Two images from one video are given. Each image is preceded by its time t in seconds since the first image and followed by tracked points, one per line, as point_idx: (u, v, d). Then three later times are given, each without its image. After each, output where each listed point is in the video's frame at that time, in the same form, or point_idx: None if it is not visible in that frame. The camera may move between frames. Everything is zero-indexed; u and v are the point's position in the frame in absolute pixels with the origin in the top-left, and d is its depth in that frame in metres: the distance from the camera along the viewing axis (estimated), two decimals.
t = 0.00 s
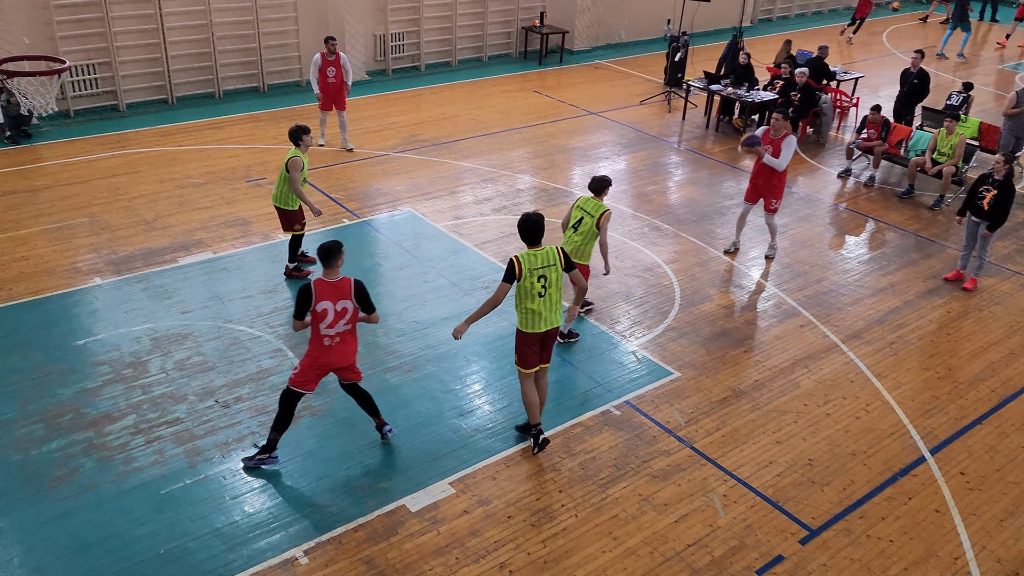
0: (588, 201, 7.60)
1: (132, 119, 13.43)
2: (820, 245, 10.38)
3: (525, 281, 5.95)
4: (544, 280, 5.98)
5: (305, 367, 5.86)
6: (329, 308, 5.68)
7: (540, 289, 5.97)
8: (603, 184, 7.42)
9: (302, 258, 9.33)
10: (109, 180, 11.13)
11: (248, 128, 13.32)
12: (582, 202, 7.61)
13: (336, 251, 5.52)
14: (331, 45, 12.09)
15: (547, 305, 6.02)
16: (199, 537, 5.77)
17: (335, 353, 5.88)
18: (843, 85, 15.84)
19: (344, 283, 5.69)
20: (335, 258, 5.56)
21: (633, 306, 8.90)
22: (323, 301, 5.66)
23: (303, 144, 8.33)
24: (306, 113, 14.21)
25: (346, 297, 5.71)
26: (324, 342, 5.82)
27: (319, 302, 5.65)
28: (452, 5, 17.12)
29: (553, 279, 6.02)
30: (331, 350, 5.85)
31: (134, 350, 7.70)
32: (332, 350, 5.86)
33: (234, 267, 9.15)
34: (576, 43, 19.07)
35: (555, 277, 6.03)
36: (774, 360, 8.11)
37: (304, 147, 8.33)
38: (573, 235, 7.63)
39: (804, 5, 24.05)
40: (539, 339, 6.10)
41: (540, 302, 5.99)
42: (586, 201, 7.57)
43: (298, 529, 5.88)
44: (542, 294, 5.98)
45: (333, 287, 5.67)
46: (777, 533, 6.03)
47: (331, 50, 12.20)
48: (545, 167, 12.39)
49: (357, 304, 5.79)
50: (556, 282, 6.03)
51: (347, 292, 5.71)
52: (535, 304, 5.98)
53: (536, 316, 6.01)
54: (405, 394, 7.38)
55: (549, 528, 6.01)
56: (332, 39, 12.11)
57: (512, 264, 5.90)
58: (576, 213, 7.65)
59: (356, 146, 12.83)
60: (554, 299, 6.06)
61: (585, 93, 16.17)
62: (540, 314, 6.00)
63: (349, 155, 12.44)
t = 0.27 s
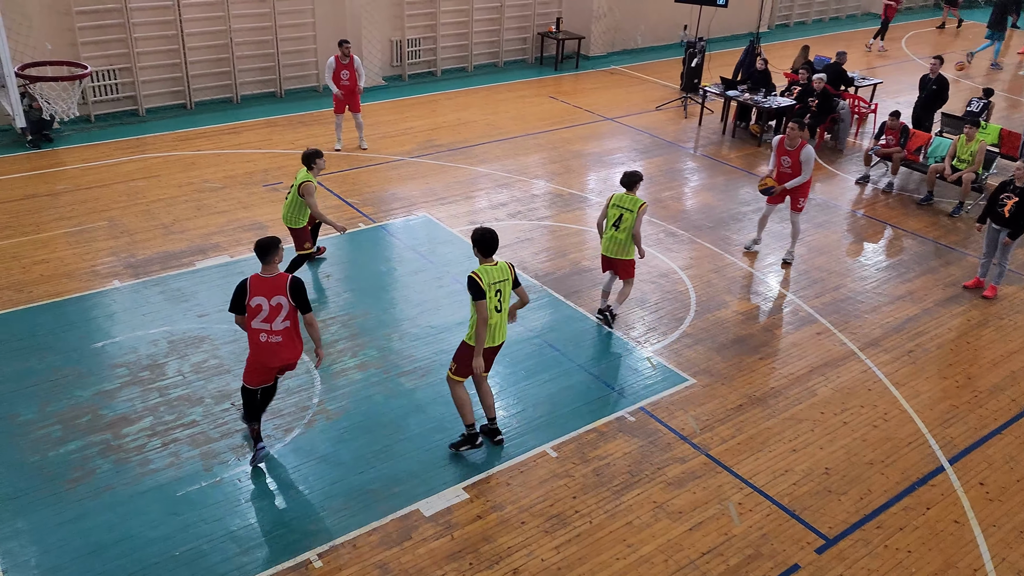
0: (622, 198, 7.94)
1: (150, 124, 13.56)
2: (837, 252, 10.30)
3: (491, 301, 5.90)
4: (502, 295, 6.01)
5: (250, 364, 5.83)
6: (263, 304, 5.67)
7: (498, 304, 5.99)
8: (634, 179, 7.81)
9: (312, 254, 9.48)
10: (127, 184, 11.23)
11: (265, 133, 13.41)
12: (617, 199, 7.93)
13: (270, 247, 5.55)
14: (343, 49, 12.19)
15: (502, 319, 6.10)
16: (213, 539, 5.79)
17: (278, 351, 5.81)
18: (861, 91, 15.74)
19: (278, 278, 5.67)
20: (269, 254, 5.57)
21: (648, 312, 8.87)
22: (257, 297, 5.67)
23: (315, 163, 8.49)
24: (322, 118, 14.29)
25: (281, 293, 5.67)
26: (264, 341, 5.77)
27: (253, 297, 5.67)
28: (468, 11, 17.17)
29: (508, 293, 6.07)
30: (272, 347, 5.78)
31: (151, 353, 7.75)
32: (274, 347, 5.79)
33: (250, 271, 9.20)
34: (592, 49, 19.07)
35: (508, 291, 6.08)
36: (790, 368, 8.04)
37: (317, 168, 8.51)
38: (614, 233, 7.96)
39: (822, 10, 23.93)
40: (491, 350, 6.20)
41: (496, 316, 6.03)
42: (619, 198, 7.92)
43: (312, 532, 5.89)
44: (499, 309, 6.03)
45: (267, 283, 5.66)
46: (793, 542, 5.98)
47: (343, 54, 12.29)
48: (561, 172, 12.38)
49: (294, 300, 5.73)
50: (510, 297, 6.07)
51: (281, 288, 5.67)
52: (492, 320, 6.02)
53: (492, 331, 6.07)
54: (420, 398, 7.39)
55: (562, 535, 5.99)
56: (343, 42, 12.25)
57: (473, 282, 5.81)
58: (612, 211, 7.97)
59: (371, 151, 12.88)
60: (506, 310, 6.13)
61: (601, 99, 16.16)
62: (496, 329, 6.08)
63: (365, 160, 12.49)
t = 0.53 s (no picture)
0: (667, 213, 8.05)
1: (172, 127, 13.70)
2: (858, 259, 10.21)
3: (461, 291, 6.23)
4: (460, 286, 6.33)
5: (218, 382, 5.92)
6: (235, 325, 5.74)
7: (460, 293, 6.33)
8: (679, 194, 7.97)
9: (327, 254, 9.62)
10: (149, 187, 11.35)
11: (285, 137, 13.51)
12: (665, 214, 8.02)
13: (247, 270, 5.65)
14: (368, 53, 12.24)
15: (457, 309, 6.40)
16: (230, 541, 5.82)
17: (246, 372, 5.89)
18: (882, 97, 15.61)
19: (252, 301, 5.74)
20: (247, 278, 5.69)
21: (665, 318, 8.83)
22: (230, 318, 5.75)
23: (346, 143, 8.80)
24: (341, 123, 14.37)
25: (253, 317, 5.73)
26: (235, 359, 5.86)
27: (226, 318, 5.73)
28: (487, 16, 17.23)
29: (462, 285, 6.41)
30: (239, 368, 5.86)
31: (171, 355, 7.82)
32: (242, 368, 5.87)
33: (269, 274, 9.26)
34: (610, 54, 19.06)
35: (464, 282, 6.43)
36: (809, 375, 7.97)
37: (348, 149, 8.80)
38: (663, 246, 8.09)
39: (843, 15, 23.79)
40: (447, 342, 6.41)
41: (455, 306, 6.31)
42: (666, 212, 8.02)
43: (328, 535, 5.91)
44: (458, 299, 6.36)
45: (241, 305, 5.72)
46: (812, 551, 5.92)
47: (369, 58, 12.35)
48: (578, 177, 12.37)
49: (266, 324, 5.78)
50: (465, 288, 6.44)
51: (254, 312, 5.73)
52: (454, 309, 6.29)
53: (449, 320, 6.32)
54: (436, 402, 7.39)
55: (578, 541, 5.96)
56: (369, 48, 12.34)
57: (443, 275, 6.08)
58: (659, 225, 8.05)
59: (390, 155, 12.94)
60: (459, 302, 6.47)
61: (619, 104, 16.14)
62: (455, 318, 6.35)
63: (384, 164, 12.54)
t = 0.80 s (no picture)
0: (736, 195, 8.32)
1: (194, 130, 13.83)
2: (880, 265, 10.11)
3: (422, 282, 6.29)
4: (428, 281, 6.36)
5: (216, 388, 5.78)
6: (226, 331, 5.56)
7: (428, 288, 6.37)
8: (751, 178, 8.24)
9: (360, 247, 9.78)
10: (171, 189, 11.46)
11: (306, 140, 13.60)
12: (733, 196, 8.31)
13: (236, 274, 5.40)
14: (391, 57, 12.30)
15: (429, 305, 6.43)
16: (248, 542, 5.85)
17: (240, 380, 5.70)
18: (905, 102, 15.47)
19: (243, 307, 5.53)
20: (236, 282, 5.44)
21: (684, 323, 8.79)
22: (221, 323, 5.57)
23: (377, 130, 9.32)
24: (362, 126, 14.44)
25: (243, 323, 5.53)
26: (228, 365, 5.69)
27: (217, 323, 5.56)
28: (508, 20, 17.25)
29: (435, 280, 6.44)
30: (232, 375, 5.69)
31: (192, 356, 7.88)
32: (235, 376, 5.69)
33: (289, 276, 9.33)
34: (631, 58, 19.03)
35: (438, 278, 6.47)
36: (830, 383, 7.90)
37: (379, 137, 9.31)
38: (727, 228, 8.40)
39: (867, 19, 23.61)
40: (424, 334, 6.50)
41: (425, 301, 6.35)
42: (735, 194, 8.30)
43: (345, 537, 5.92)
44: (429, 293, 6.40)
45: (232, 310, 5.53)
46: (831, 561, 5.86)
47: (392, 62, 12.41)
48: (598, 182, 12.35)
49: (256, 332, 5.57)
50: (439, 282, 6.48)
51: (244, 318, 5.52)
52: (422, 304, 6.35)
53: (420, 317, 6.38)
54: (453, 406, 7.40)
55: (595, 546, 5.94)
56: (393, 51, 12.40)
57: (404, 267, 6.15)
58: (726, 207, 8.34)
59: (410, 159, 12.98)
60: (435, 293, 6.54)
61: (639, 108, 16.10)
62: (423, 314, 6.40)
63: (404, 168, 12.58)
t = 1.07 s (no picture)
0: (779, 188, 8.52)
1: (217, 133, 13.96)
2: (903, 272, 10.00)
3: (396, 281, 6.30)
4: (408, 280, 6.35)
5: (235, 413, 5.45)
6: (245, 356, 5.19)
7: (404, 288, 6.35)
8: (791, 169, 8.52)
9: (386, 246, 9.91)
10: (194, 191, 11.56)
11: (327, 143, 13.68)
12: (775, 189, 8.52)
13: (253, 297, 5.04)
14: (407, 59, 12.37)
15: (408, 304, 6.42)
16: (267, 542, 5.87)
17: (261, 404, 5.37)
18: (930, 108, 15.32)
19: (262, 330, 5.18)
20: (255, 304, 5.07)
21: (704, 329, 8.74)
22: (239, 347, 5.19)
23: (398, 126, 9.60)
24: (383, 130, 14.50)
25: (263, 346, 5.19)
26: (246, 390, 5.33)
27: (235, 348, 5.18)
28: (529, 24, 17.27)
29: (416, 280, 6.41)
30: (252, 399, 5.36)
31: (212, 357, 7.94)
32: (258, 399, 5.36)
33: (310, 279, 9.38)
34: (652, 63, 18.99)
35: (419, 278, 6.42)
36: (851, 390, 7.82)
37: (401, 131, 9.59)
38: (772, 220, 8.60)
39: (891, 24, 23.42)
40: (397, 332, 6.52)
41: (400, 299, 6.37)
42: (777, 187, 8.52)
43: (363, 539, 5.94)
44: (406, 292, 6.37)
45: (251, 334, 5.17)
46: (852, 570, 5.79)
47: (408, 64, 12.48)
48: (617, 186, 12.33)
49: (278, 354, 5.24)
50: (420, 284, 6.43)
51: (264, 342, 5.18)
52: (396, 301, 6.37)
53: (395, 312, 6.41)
54: (471, 410, 7.40)
55: (612, 552, 5.91)
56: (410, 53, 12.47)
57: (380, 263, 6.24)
58: (771, 200, 8.56)
59: (430, 163, 13.02)
60: (418, 294, 6.51)
61: (659, 113, 16.06)
62: (397, 312, 6.41)
63: (424, 171, 12.62)
